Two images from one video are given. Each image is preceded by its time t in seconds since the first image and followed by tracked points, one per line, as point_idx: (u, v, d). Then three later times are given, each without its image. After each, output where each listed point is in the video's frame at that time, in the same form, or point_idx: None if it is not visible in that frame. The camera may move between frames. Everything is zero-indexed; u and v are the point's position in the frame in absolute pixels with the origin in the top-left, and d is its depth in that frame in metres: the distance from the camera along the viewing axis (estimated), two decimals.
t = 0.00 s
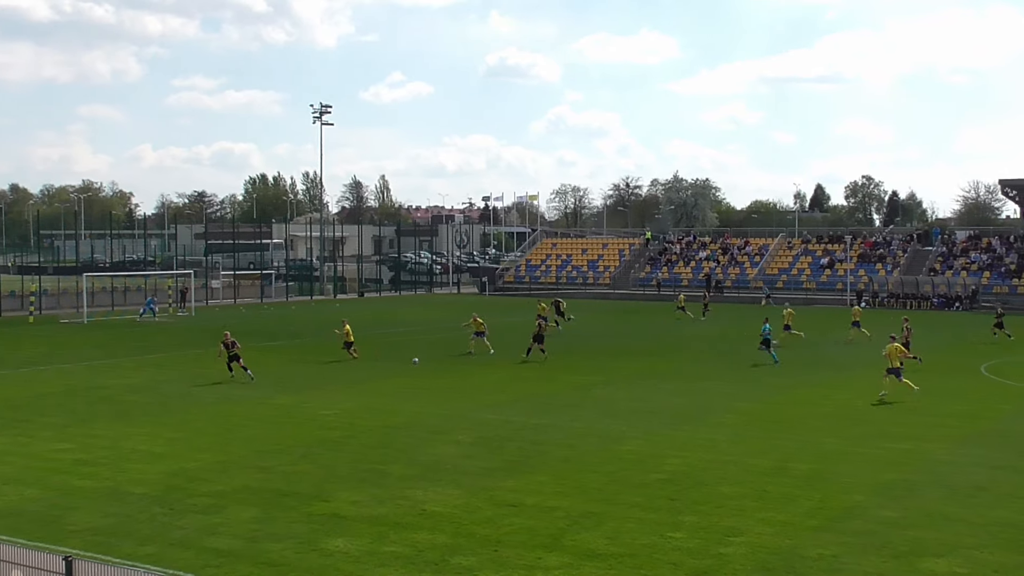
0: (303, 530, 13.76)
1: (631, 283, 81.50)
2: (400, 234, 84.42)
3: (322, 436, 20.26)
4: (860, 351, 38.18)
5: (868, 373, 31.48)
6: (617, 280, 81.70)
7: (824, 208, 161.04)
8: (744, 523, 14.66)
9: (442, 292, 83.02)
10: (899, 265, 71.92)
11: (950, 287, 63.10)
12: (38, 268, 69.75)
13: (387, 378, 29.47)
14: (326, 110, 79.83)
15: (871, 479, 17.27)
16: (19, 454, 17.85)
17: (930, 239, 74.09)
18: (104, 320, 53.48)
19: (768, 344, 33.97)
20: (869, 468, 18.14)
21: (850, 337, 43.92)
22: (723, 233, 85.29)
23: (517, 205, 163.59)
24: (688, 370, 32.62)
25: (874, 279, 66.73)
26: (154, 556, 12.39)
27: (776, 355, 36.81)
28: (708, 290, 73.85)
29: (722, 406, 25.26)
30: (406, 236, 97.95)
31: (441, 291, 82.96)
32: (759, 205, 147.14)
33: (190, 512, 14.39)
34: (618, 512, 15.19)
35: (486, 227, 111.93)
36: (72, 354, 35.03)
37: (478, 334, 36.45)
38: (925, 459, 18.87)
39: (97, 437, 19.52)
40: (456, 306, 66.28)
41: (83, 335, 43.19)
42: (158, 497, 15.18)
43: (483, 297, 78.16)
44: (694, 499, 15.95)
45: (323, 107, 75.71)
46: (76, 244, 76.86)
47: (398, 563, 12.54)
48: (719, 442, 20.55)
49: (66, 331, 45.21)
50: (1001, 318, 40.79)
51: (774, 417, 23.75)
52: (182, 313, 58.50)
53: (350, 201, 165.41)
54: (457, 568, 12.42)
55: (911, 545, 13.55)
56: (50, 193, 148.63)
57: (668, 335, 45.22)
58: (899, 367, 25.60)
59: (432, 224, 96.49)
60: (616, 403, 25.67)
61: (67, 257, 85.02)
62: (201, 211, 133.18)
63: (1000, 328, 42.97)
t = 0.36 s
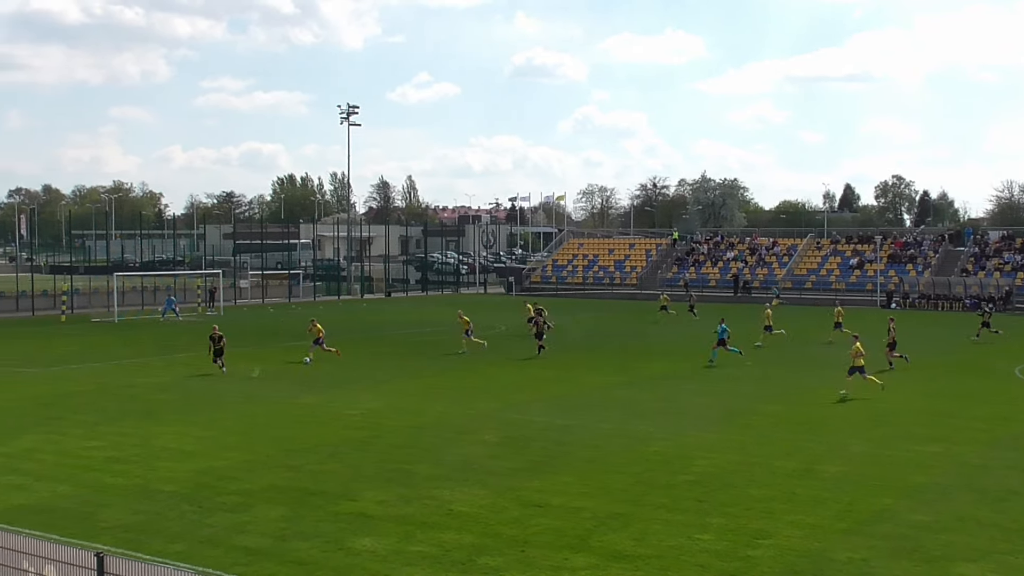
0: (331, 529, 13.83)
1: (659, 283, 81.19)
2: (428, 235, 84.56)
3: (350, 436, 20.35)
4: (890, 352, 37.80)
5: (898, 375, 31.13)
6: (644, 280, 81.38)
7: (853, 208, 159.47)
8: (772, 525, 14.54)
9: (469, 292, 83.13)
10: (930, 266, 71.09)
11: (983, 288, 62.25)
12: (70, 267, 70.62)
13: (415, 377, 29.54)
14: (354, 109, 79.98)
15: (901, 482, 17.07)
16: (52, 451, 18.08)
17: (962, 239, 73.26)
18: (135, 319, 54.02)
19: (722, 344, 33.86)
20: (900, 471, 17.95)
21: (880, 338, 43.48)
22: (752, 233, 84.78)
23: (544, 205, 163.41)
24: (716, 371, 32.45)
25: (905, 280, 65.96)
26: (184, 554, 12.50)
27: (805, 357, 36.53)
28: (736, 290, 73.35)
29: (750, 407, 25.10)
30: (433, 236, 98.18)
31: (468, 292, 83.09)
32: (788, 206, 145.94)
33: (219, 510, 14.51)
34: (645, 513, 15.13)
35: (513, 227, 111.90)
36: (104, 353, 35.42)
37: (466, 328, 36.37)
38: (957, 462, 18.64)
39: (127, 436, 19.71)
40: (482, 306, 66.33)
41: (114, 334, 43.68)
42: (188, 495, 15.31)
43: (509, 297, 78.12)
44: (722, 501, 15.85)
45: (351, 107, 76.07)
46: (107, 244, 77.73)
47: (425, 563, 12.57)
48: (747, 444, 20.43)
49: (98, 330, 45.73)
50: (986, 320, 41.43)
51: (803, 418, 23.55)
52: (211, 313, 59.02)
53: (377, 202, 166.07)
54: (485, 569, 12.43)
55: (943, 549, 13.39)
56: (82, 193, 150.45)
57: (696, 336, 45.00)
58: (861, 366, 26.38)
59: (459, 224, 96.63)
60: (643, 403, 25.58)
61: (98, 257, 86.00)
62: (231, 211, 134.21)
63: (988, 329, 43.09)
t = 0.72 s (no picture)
0: (391, 527, 13.90)
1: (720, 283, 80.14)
2: (488, 234, 84.69)
3: (409, 434, 20.45)
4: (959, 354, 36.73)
5: (966, 376, 30.23)
6: (705, 280, 80.40)
7: (920, 206, 155.58)
8: (835, 528, 14.20)
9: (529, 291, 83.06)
10: (1000, 265, 69.00)
11: None
12: (137, 266, 72.34)
13: (474, 377, 29.59)
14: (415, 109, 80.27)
15: (971, 486, 16.55)
16: (119, 448, 18.51)
17: None
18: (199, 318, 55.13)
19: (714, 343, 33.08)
20: (970, 474, 17.39)
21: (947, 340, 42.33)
22: (815, 232, 83.33)
23: (605, 205, 162.58)
24: (778, 371, 31.89)
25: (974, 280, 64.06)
26: (247, 550, 12.67)
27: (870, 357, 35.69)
28: (799, 290, 72.01)
29: (813, 408, 24.60)
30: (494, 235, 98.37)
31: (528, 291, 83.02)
32: (853, 204, 142.93)
33: (281, 507, 14.69)
34: (706, 514, 14.89)
35: (573, 227, 111.61)
36: (170, 351, 36.18)
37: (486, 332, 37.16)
38: None
39: (191, 433, 20.08)
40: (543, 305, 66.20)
41: (180, 333, 44.59)
42: (250, 492, 15.53)
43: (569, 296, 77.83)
44: (785, 503, 15.53)
45: (410, 107, 76.55)
46: (172, 244, 79.45)
47: (484, 562, 12.55)
48: (811, 446, 20.01)
49: (165, 329, 46.73)
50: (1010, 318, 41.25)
51: (868, 420, 22.99)
52: (273, 312, 59.89)
53: (438, 201, 167.15)
54: (545, 569, 12.35)
55: (1015, 555, 12.93)
56: (150, 193, 153.94)
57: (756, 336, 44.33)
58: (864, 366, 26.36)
59: (519, 224, 96.62)
60: (703, 404, 25.24)
61: (164, 256, 87.97)
62: (294, 210, 136.22)
63: (1011, 329, 42.81)
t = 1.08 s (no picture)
0: (437, 527, 13.90)
1: (768, 283, 79.15)
2: (534, 235, 84.56)
3: (454, 435, 20.45)
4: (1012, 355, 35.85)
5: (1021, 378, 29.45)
6: (753, 281, 79.52)
7: (972, 206, 152.34)
8: (886, 531, 13.90)
9: (575, 292, 82.83)
10: None
11: None
12: (186, 267, 73.57)
13: (518, 378, 29.56)
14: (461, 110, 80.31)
15: None
16: (169, 447, 18.79)
17: None
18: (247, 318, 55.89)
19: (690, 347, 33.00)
20: None
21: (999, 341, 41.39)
22: (864, 233, 82.09)
23: (651, 206, 161.71)
24: (828, 372, 31.38)
25: None
26: (294, 549, 12.77)
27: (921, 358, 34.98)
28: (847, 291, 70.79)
29: (863, 410, 24.13)
30: (540, 236, 98.34)
31: (574, 292, 82.79)
32: (902, 204, 140.47)
33: (328, 508, 14.78)
34: (753, 516, 14.67)
35: (620, 228, 111.19)
36: (218, 352, 36.67)
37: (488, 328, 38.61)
38: None
39: (239, 433, 20.31)
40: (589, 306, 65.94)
41: (229, 334, 45.18)
42: (297, 492, 15.64)
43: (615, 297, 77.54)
44: (834, 506, 15.24)
45: (456, 109, 76.82)
46: (222, 245, 80.70)
47: (529, 563, 12.47)
48: (860, 448, 19.62)
49: (214, 329, 47.41)
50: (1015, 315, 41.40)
51: (919, 422, 22.51)
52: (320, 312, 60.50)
53: (484, 202, 167.67)
54: (591, 570, 12.26)
55: None
56: (201, 195, 156.33)
57: (803, 336, 43.72)
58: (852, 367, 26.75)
59: (565, 225, 96.40)
60: (748, 405, 24.91)
61: (213, 258, 89.32)
62: (342, 212, 137.39)
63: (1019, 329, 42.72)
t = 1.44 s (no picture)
0: (469, 527, 13.87)
1: (802, 282, 78.31)
2: (566, 234, 84.24)
3: (486, 434, 20.42)
4: None
5: None
6: (787, 280, 78.73)
7: (1010, 203, 149.80)
8: (923, 530, 13.66)
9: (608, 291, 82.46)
10: None
11: None
12: (219, 267, 74.26)
13: (550, 377, 29.49)
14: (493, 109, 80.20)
15: None
16: (203, 446, 18.94)
17: None
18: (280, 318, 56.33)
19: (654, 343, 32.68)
20: None
21: None
22: (899, 231, 81.06)
23: (684, 204, 160.85)
24: (864, 371, 30.95)
25: None
26: (327, 548, 12.81)
27: (958, 357, 34.38)
28: (882, 290, 69.77)
29: (900, 409, 23.75)
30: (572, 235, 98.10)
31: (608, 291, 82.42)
32: (939, 202, 138.50)
33: (361, 506, 14.81)
34: (787, 515, 14.49)
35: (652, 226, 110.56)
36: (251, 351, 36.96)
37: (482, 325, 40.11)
38: None
39: (272, 432, 20.43)
40: (622, 305, 65.61)
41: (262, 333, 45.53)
42: (330, 491, 15.69)
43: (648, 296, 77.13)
44: (869, 505, 15.01)
45: (488, 108, 76.88)
46: (255, 245, 81.36)
47: (562, 562, 12.41)
48: (896, 447, 19.31)
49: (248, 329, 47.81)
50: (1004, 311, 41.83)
51: (957, 420, 22.12)
52: (352, 311, 60.79)
53: (516, 201, 167.69)
54: (624, 569, 12.17)
55: None
56: (234, 195, 157.75)
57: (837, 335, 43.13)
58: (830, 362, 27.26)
59: (597, 223, 96.06)
60: (784, 404, 24.57)
61: (246, 257, 90.20)
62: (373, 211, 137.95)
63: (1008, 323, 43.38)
